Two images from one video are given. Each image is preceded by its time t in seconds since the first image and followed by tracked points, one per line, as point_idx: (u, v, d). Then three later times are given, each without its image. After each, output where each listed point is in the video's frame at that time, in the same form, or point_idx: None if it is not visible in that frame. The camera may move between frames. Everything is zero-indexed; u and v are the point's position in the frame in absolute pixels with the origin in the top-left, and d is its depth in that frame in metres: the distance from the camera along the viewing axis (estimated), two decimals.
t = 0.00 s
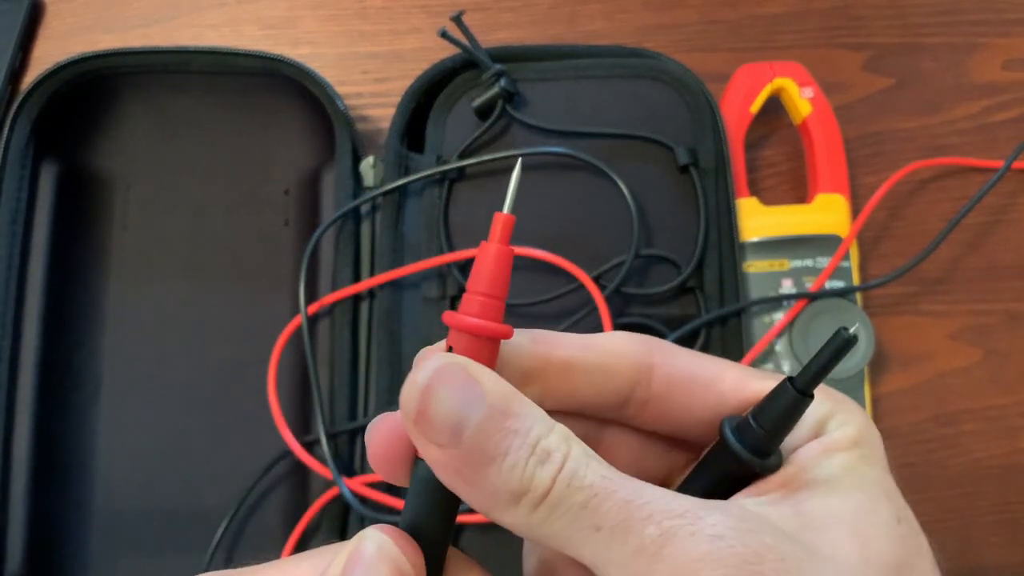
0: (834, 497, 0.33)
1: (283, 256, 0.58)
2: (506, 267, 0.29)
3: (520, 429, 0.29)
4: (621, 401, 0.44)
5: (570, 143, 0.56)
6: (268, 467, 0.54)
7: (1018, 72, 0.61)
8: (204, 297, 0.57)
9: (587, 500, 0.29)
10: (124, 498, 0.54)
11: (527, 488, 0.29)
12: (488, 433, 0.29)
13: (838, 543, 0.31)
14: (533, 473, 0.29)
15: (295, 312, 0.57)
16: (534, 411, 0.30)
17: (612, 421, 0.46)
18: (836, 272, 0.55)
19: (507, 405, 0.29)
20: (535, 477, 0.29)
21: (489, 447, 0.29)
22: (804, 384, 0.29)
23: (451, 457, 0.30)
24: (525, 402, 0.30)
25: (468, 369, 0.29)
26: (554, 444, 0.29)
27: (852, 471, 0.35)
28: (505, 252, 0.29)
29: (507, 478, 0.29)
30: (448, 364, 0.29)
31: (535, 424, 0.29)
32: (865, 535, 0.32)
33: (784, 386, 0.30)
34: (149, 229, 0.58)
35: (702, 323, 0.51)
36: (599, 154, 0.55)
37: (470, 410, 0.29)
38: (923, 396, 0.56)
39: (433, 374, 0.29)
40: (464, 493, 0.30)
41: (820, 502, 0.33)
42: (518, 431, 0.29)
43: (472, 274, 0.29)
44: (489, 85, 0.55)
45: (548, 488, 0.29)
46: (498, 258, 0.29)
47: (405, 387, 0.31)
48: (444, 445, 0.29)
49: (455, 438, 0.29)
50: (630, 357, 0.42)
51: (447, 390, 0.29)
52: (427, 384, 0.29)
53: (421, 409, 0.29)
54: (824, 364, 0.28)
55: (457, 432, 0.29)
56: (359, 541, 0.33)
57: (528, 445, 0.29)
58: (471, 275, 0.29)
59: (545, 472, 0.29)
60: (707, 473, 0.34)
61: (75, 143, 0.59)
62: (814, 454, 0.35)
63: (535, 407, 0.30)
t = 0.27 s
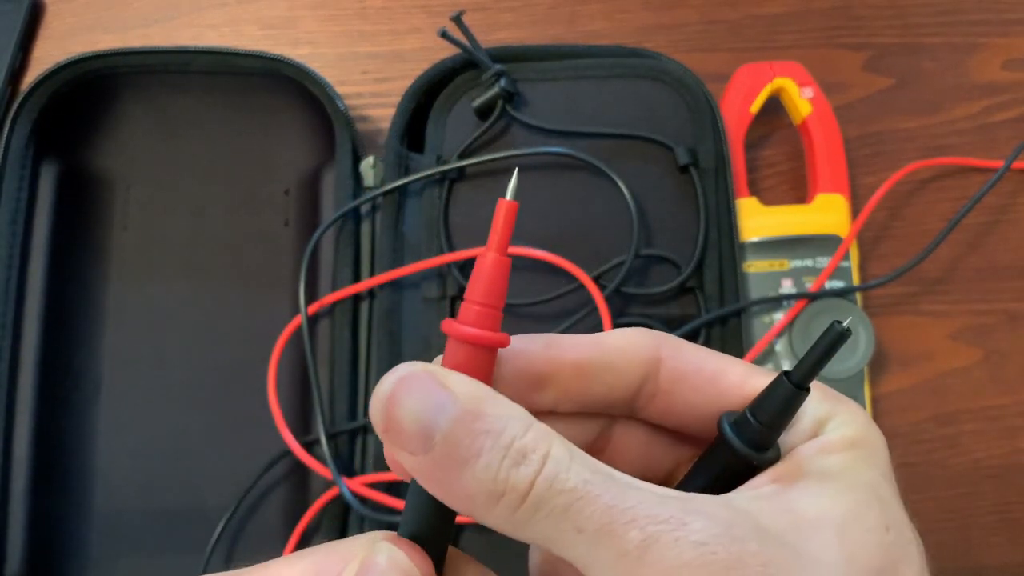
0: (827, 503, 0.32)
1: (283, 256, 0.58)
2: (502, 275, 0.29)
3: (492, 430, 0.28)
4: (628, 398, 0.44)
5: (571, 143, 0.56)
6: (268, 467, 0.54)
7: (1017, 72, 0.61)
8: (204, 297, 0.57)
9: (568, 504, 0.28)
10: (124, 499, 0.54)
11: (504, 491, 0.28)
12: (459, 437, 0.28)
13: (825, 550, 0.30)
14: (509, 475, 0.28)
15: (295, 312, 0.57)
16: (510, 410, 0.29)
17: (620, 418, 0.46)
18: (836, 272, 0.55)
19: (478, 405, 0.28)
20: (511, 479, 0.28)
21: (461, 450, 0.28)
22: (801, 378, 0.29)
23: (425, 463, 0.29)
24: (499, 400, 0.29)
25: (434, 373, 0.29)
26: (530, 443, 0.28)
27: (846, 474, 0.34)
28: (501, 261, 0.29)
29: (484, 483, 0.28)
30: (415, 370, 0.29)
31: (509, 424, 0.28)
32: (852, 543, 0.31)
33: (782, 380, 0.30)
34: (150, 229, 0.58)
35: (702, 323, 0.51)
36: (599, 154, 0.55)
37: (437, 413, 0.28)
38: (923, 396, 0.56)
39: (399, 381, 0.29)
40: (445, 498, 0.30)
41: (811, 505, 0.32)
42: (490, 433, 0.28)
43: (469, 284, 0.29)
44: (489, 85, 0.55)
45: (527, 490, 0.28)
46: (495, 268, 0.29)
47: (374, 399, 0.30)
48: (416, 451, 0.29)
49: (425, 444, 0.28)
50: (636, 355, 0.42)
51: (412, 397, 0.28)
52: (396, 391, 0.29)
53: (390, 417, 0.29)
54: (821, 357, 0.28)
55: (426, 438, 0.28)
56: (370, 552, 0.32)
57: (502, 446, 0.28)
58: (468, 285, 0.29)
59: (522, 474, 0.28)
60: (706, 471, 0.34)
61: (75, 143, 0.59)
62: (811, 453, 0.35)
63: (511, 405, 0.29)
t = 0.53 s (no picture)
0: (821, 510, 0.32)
1: (283, 256, 0.58)
2: (491, 288, 0.28)
3: (479, 443, 0.28)
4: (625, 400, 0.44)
5: (570, 143, 0.56)
6: (268, 467, 0.54)
7: (1017, 72, 0.61)
8: (205, 297, 0.57)
9: (560, 516, 0.28)
10: (124, 499, 0.54)
11: (494, 503, 0.28)
12: (446, 451, 0.28)
13: (820, 559, 0.30)
14: (500, 487, 0.28)
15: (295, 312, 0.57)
16: (500, 421, 0.29)
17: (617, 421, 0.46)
18: (836, 272, 0.55)
19: (464, 418, 0.28)
20: (502, 492, 0.28)
21: (449, 463, 0.28)
22: (796, 384, 0.29)
23: (413, 478, 0.29)
24: (487, 410, 0.29)
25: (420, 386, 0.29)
26: (520, 455, 0.28)
27: (840, 478, 0.34)
28: (490, 275, 0.28)
29: (473, 497, 0.28)
30: (399, 386, 0.29)
31: (498, 436, 0.28)
32: (848, 552, 0.31)
33: (778, 385, 0.30)
34: (150, 229, 0.58)
35: (701, 323, 0.52)
36: (599, 154, 0.56)
37: (424, 427, 0.28)
38: (923, 396, 0.56)
39: (383, 397, 0.29)
40: (436, 511, 0.29)
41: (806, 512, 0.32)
42: (478, 445, 0.28)
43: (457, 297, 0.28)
44: (489, 85, 0.56)
45: (518, 503, 0.28)
46: (482, 282, 0.28)
47: (358, 416, 0.30)
48: (402, 466, 0.29)
49: (412, 459, 0.28)
50: (632, 356, 0.42)
51: (397, 412, 0.28)
52: (380, 407, 0.29)
53: (375, 434, 0.29)
54: (816, 363, 0.28)
55: (413, 453, 0.28)
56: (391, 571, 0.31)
57: (491, 459, 0.28)
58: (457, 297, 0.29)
59: (512, 487, 0.28)
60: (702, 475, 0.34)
61: (75, 143, 0.59)
62: (807, 457, 0.35)
63: (499, 415, 0.29)
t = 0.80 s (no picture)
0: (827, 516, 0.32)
1: (283, 256, 0.58)
2: (498, 292, 0.28)
3: (479, 447, 0.28)
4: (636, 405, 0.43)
5: (570, 143, 0.56)
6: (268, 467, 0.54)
7: (1017, 72, 0.61)
8: (205, 297, 0.57)
9: (559, 521, 0.28)
10: (124, 499, 0.54)
11: (492, 508, 0.28)
12: (446, 455, 0.28)
13: (824, 565, 0.30)
14: (499, 492, 0.28)
15: (295, 312, 0.57)
16: (499, 423, 0.29)
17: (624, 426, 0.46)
18: (836, 272, 0.55)
19: (462, 421, 0.28)
20: (501, 496, 0.28)
21: (447, 467, 0.28)
22: (810, 387, 0.29)
23: (409, 481, 0.29)
24: (484, 413, 0.29)
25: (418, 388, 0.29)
26: (518, 458, 0.28)
27: (848, 485, 0.34)
28: (499, 276, 0.28)
29: (472, 500, 0.28)
30: (397, 389, 0.29)
31: (496, 439, 0.28)
32: (851, 557, 0.31)
33: (793, 388, 0.30)
34: (150, 229, 0.58)
35: (701, 323, 0.52)
36: (599, 154, 0.56)
37: (421, 430, 0.28)
38: (922, 396, 0.56)
39: (380, 399, 0.29)
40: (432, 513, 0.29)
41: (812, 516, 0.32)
42: (477, 448, 0.28)
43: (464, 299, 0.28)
44: (489, 86, 0.56)
45: (517, 507, 0.28)
46: (490, 284, 0.27)
47: (353, 418, 0.30)
48: (398, 469, 0.29)
49: (410, 463, 0.28)
50: (644, 361, 0.42)
51: (395, 415, 0.28)
52: (376, 411, 0.29)
53: (370, 438, 0.29)
54: (832, 366, 0.28)
55: (412, 456, 0.28)
56: None
57: (490, 462, 0.28)
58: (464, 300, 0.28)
59: (511, 491, 0.28)
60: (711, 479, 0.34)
61: (75, 143, 0.59)
62: (817, 461, 0.35)
63: (496, 418, 0.29)
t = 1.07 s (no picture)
0: (873, 500, 0.32)
1: (283, 255, 0.58)
2: (534, 241, 0.26)
3: (525, 438, 0.27)
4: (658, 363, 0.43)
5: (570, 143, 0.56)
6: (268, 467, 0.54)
7: (1017, 72, 0.61)
8: (205, 297, 0.57)
9: (597, 519, 0.28)
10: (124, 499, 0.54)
11: (530, 502, 0.27)
12: (492, 444, 0.26)
13: (875, 555, 0.30)
14: (539, 488, 0.27)
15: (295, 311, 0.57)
16: (541, 411, 0.27)
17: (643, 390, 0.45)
18: (836, 272, 0.55)
19: (508, 409, 0.26)
20: (542, 489, 0.27)
21: (492, 458, 0.26)
22: (846, 367, 0.27)
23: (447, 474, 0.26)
24: (525, 397, 0.27)
25: (461, 368, 0.26)
26: (560, 451, 0.27)
27: (900, 465, 0.33)
28: (539, 220, 0.26)
29: (512, 494, 0.27)
30: (441, 370, 0.26)
31: (541, 431, 0.27)
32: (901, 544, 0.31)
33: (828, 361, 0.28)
34: (149, 229, 0.58)
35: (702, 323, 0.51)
36: (599, 154, 0.55)
37: (470, 419, 0.26)
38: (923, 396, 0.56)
39: (422, 380, 0.26)
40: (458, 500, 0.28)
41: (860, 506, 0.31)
42: (523, 437, 0.27)
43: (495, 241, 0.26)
44: (489, 86, 0.56)
45: (556, 502, 0.27)
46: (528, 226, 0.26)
47: (386, 395, 0.26)
48: (438, 463, 0.26)
49: (452, 455, 0.26)
50: (671, 316, 0.42)
51: (440, 400, 0.25)
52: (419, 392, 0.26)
53: (409, 423, 0.26)
54: (865, 344, 0.26)
55: (456, 447, 0.26)
56: None
57: (536, 454, 0.27)
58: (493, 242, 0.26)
59: (552, 486, 0.27)
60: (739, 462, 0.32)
61: (76, 144, 0.59)
62: (863, 440, 0.34)
63: (537, 403, 0.27)
